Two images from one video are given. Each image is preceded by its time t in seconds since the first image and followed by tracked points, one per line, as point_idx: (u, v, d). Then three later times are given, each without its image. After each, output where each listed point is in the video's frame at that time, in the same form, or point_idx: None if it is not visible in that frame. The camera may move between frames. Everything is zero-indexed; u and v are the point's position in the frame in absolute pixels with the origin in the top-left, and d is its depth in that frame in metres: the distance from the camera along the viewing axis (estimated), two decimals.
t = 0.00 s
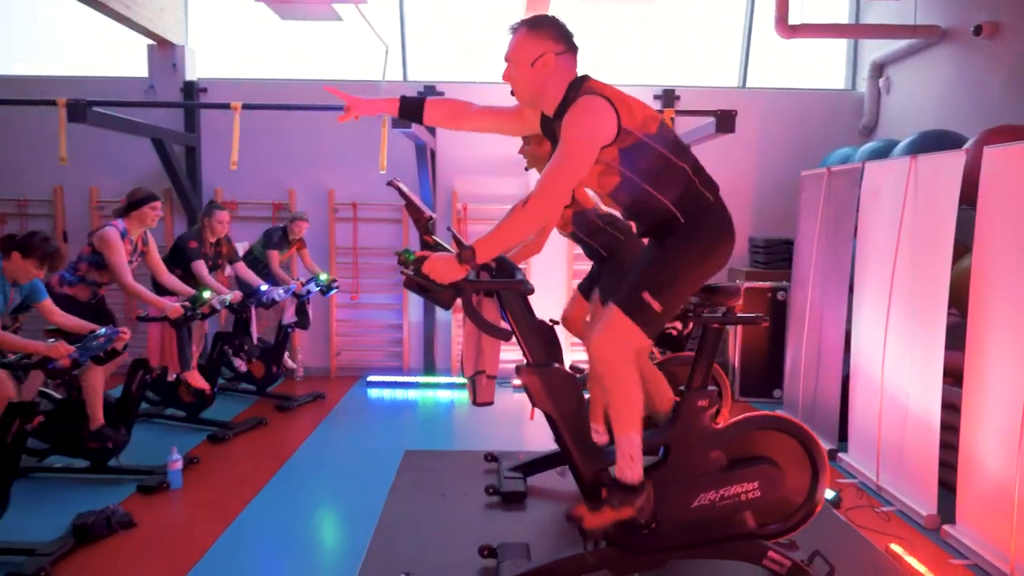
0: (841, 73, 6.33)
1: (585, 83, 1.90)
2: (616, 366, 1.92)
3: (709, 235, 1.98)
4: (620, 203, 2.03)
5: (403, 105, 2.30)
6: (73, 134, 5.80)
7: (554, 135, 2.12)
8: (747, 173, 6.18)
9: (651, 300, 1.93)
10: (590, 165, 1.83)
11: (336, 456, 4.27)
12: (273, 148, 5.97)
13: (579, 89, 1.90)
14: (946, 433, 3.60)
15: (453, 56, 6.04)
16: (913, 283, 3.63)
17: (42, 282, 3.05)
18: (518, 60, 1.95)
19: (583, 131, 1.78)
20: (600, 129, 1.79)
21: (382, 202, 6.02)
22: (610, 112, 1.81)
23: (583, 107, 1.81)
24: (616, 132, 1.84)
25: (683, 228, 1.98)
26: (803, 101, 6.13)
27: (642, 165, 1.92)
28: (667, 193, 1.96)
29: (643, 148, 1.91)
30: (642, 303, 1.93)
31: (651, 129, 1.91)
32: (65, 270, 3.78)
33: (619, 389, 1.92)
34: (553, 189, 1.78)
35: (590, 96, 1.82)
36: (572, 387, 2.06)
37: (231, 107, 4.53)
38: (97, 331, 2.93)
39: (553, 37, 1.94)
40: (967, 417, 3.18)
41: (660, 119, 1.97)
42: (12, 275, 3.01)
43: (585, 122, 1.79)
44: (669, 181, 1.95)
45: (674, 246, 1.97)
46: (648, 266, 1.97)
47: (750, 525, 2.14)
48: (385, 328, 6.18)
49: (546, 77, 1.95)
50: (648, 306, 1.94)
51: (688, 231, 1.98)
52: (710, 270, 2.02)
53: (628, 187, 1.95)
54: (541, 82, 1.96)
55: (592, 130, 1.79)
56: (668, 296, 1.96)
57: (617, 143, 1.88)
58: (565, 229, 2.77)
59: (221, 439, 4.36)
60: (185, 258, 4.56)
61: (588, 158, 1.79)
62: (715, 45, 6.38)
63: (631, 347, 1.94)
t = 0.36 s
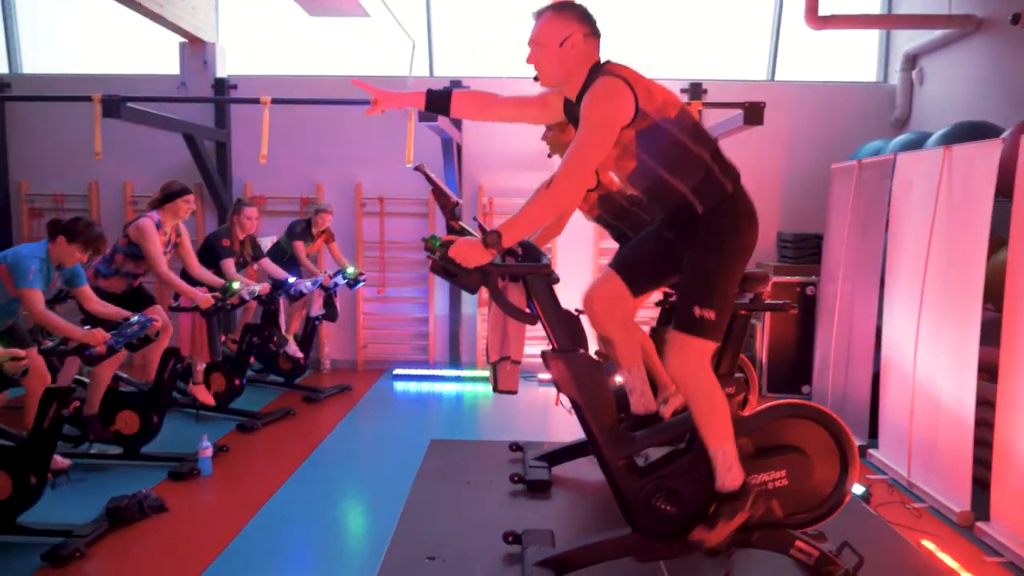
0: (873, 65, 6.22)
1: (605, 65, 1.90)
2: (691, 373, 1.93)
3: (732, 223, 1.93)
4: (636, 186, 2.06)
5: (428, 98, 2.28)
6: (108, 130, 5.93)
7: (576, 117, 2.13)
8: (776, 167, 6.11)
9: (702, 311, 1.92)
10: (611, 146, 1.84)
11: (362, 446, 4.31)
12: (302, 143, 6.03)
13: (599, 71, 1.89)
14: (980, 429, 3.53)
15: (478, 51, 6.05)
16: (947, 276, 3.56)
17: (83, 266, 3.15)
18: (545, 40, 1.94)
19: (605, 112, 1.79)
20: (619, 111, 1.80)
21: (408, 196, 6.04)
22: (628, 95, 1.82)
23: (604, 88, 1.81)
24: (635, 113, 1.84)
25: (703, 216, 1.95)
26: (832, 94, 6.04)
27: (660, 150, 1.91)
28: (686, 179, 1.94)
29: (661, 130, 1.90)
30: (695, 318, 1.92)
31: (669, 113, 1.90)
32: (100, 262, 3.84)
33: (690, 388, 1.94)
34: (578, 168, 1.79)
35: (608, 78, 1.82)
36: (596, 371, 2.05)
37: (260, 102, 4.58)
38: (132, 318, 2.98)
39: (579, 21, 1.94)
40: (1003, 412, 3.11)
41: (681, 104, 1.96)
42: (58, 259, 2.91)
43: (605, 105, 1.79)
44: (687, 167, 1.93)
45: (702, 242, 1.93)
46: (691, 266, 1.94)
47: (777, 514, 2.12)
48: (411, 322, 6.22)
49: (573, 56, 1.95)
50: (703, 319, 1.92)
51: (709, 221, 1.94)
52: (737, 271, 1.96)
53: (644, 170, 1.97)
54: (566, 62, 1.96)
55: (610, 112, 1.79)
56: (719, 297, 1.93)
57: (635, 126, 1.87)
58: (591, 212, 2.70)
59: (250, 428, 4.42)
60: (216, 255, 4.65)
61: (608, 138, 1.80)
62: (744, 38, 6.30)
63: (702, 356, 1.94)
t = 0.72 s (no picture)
0: (944, 47, 5.91)
1: (659, 47, 1.86)
2: (663, 291, 1.82)
3: (785, 204, 1.87)
4: (688, 179, 1.96)
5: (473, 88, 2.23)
6: (169, 122, 6.09)
7: (624, 106, 2.07)
8: (837, 154, 5.88)
9: (705, 245, 1.82)
10: (667, 130, 1.80)
11: (412, 433, 4.31)
12: (354, 134, 6.09)
13: (653, 54, 1.85)
14: None
15: (530, 38, 5.98)
16: None
17: (139, 253, 3.23)
18: (588, 31, 1.90)
19: (663, 92, 1.75)
20: (676, 93, 1.76)
21: (459, 186, 6.02)
22: (687, 77, 1.78)
23: (659, 71, 1.77)
24: (693, 97, 1.80)
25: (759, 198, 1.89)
26: (899, 78, 5.77)
27: (718, 134, 1.87)
28: (745, 162, 1.89)
29: (721, 114, 1.86)
30: (693, 248, 1.82)
31: (728, 97, 1.88)
32: (163, 250, 3.98)
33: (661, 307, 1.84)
34: (634, 148, 1.74)
35: (664, 59, 1.78)
36: (646, 356, 1.99)
37: (312, 92, 4.61)
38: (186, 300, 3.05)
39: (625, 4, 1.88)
40: None
41: (736, 89, 1.92)
42: (111, 244, 2.99)
43: (663, 88, 1.75)
44: (744, 149, 1.89)
45: (744, 208, 1.86)
46: (712, 216, 1.86)
47: (836, 510, 2.04)
48: (461, 312, 6.20)
49: (618, 43, 1.89)
50: (702, 253, 1.82)
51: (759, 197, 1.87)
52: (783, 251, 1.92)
53: (700, 156, 1.90)
54: (612, 50, 1.90)
55: (667, 95, 1.75)
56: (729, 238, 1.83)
57: (692, 110, 1.83)
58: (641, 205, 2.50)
59: (303, 414, 4.49)
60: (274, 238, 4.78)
61: (666, 119, 1.75)
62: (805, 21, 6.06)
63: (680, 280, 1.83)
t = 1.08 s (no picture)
0: None
1: (775, 20, 1.71)
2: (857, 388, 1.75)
3: (909, 215, 1.73)
4: (800, 163, 1.83)
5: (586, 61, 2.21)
6: (293, 114, 6.41)
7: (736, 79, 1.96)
8: (985, 136, 5.34)
9: (876, 317, 1.74)
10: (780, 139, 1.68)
11: (517, 417, 4.31)
12: (466, 123, 6.17)
13: (765, 28, 1.71)
14: None
15: (644, 20, 5.80)
16: None
17: (257, 240, 3.47)
18: None
19: (771, 71, 1.62)
20: (788, 73, 1.62)
21: (568, 173, 5.96)
22: (800, 56, 1.63)
23: (768, 50, 1.63)
24: (805, 78, 1.65)
25: (873, 205, 1.75)
26: None
27: (831, 121, 1.70)
28: (858, 157, 1.73)
29: (837, 98, 1.68)
30: (862, 324, 1.75)
31: (846, 79, 1.69)
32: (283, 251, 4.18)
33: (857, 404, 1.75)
34: (741, 135, 1.65)
35: (778, 32, 1.64)
36: (754, 348, 1.88)
37: (423, 80, 4.68)
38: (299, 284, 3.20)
39: None
40: None
41: (860, 65, 1.73)
42: (236, 233, 3.19)
43: (772, 68, 1.62)
44: (859, 141, 1.71)
45: (879, 235, 1.75)
46: (864, 263, 1.78)
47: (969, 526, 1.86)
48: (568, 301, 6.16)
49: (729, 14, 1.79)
50: (875, 325, 1.74)
51: (889, 218, 1.74)
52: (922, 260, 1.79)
53: (808, 144, 1.75)
54: (722, 19, 1.80)
55: (777, 75, 1.62)
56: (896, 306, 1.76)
57: (803, 92, 1.68)
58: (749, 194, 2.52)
59: (412, 396, 4.60)
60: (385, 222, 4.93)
61: (777, 102, 1.63)
62: None
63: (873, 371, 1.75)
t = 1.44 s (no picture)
0: None
1: None
2: (916, 307, 1.64)
3: None
4: (952, 118, 1.69)
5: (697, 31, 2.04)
6: (418, 101, 6.57)
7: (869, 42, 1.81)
8: None
9: (973, 246, 1.59)
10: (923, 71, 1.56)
11: (630, 406, 4.20)
12: (587, 107, 6.08)
13: None
14: None
15: None
16: None
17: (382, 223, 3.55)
18: None
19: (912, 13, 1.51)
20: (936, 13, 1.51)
21: (692, 158, 5.73)
22: None
23: None
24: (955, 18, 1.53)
25: None
26: None
27: (984, 61, 1.57)
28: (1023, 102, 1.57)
29: (993, 38, 1.56)
30: (958, 248, 1.60)
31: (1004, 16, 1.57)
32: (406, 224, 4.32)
33: (922, 322, 1.66)
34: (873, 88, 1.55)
35: None
36: (888, 339, 1.72)
37: (543, 64, 4.63)
38: (417, 264, 3.27)
39: None
40: None
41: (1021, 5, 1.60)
42: (361, 216, 3.29)
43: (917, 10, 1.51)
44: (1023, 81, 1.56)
45: None
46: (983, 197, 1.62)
47: None
48: (688, 290, 5.95)
49: None
50: (970, 252, 1.60)
51: None
52: None
53: (961, 92, 1.63)
54: None
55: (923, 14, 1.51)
56: (1004, 238, 1.59)
57: (952, 37, 1.58)
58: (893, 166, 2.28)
59: (526, 380, 4.62)
60: (503, 209, 4.98)
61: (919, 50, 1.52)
62: None
63: (942, 287, 1.62)
